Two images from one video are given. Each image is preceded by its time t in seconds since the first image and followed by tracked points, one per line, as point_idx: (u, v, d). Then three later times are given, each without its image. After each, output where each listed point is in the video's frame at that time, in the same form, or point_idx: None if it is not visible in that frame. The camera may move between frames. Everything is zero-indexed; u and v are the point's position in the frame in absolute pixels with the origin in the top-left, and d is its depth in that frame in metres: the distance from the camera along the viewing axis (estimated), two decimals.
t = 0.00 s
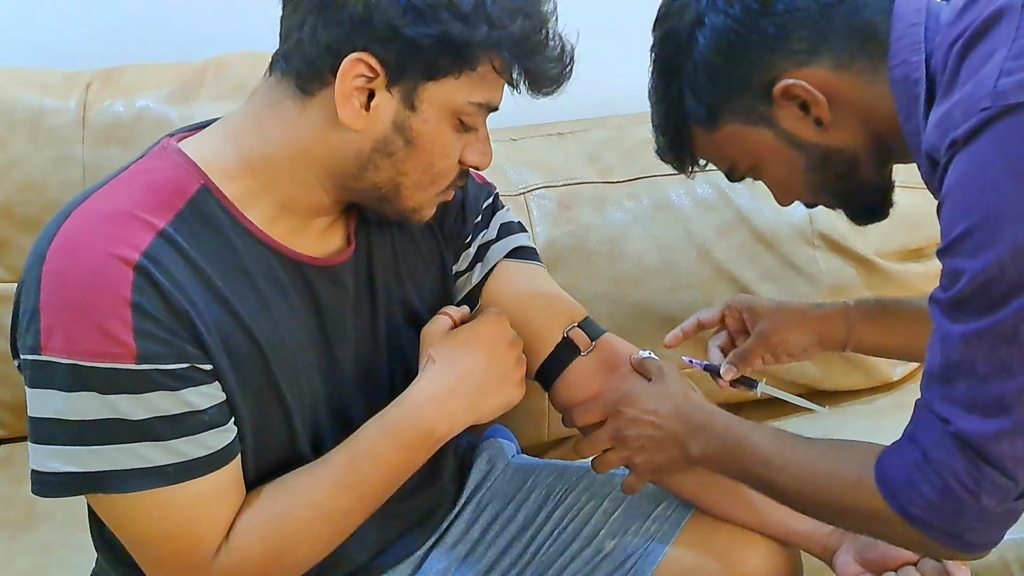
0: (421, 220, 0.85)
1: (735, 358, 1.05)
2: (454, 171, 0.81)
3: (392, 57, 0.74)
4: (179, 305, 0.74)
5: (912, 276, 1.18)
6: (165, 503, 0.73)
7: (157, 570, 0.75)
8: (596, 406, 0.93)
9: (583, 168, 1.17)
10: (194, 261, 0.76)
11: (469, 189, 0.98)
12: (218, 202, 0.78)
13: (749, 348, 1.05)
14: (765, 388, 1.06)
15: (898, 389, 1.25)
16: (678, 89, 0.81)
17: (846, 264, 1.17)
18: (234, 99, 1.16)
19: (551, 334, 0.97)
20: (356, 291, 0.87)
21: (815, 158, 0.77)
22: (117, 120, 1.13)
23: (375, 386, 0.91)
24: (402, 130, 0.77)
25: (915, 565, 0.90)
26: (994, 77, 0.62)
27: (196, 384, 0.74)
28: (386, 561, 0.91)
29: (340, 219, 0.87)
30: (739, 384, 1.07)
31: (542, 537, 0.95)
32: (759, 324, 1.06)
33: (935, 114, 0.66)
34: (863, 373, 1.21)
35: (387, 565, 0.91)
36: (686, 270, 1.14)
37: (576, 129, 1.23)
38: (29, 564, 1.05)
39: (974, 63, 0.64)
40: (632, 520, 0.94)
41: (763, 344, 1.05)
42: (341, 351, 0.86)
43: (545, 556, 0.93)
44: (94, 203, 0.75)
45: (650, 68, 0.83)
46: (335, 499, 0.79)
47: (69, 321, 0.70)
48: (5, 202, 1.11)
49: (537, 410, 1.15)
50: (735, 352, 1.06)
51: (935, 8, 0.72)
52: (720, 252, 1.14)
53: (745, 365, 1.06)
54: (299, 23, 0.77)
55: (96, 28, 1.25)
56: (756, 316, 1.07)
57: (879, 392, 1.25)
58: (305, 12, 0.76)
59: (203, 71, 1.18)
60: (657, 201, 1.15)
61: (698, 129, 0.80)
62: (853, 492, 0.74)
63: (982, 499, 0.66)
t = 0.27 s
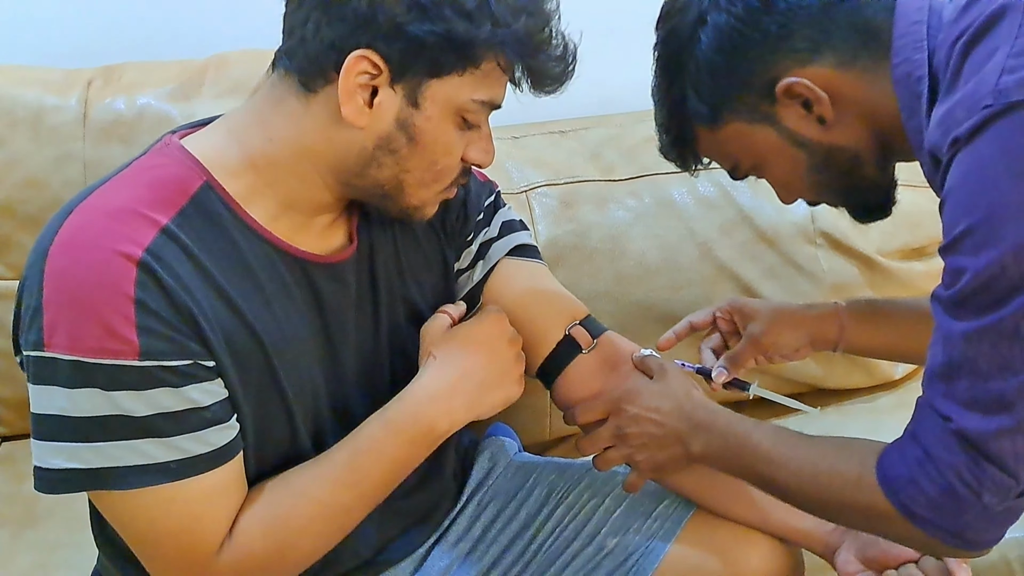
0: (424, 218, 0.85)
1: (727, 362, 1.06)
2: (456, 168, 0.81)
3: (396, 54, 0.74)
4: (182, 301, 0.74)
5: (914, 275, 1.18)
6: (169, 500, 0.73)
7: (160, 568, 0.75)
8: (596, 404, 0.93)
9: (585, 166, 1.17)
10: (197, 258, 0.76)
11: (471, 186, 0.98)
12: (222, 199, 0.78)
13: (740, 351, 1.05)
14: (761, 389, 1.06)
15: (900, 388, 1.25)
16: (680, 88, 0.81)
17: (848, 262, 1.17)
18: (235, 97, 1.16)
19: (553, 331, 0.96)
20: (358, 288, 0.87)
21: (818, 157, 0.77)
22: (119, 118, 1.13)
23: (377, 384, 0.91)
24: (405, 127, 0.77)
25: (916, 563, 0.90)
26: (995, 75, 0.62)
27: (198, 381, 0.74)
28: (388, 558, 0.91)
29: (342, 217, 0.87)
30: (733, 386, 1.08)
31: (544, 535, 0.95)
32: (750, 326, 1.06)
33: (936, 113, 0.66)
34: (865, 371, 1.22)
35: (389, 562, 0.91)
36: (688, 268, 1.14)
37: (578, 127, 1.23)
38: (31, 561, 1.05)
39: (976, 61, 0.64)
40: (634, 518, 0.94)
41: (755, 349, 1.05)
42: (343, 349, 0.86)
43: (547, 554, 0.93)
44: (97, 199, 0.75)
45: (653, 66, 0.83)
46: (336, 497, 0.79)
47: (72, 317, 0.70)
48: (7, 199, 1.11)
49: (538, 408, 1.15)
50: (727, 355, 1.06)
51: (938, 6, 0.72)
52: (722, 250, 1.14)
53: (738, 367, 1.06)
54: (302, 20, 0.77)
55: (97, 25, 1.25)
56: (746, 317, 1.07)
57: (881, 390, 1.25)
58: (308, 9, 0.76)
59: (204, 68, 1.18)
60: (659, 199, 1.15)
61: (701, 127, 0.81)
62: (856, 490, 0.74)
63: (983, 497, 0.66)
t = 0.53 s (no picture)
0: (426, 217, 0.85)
1: (726, 362, 1.05)
2: (457, 168, 0.81)
3: (398, 53, 0.74)
4: (184, 301, 0.74)
5: (916, 274, 1.18)
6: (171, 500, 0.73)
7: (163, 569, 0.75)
8: (598, 403, 0.93)
9: (586, 166, 1.17)
10: (199, 258, 0.76)
11: (473, 186, 0.98)
12: (224, 199, 0.78)
13: (739, 351, 1.05)
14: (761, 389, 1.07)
15: (902, 387, 1.25)
16: (682, 88, 0.81)
17: (850, 262, 1.17)
18: (238, 96, 1.16)
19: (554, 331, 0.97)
20: (360, 288, 0.87)
21: (821, 156, 0.77)
22: (121, 117, 1.13)
23: (379, 383, 0.91)
24: (407, 126, 0.77)
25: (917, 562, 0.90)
26: (998, 74, 0.62)
27: (200, 381, 0.74)
28: (389, 557, 0.91)
29: (344, 216, 0.87)
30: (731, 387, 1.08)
31: (545, 535, 0.95)
32: (747, 328, 1.06)
33: (940, 112, 0.66)
34: (867, 371, 1.22)
35: (390, 561, 0.91)
36: (690, 267, 1.14)
37: (579, 126, 1.23)
38: (33, 560, 1.05)
39: (979, 60, 0.64)
40: (635, 518, 0.94)
41: (753, 349, 1.05)
42: (345, 348, 0.86)
43: (548, 553, 0.93)
44: (99, 199, 0.75)
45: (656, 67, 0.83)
46: (337, 496, 0.80)
47: (75, 317, 0.71)
48: (9, 199, 1.11)
49: (540, 407, 1.15)
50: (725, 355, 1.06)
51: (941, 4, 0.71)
52: (723, 249, 1.14)
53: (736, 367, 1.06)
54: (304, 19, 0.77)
55: (99, 25, 1.25)
56: (744, 318, 1.07)
57: (883, 390, 1.25)
58: (311, 9, 0.76)
59: (206, 68, 1.18)
60: (660, 198, 1.15)
61: (704, 126, 0.81)
62: (857, 492, 0.74)
63: (984, 496, 0.66)
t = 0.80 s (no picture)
0: (426, 216, 0.85)
1: (779, 335, 1.06)
2: (458, 167, 0.81)
3: (399, 52, 0.74)
4: (184, 299, 0.74)
5: (917, 273, 1.18)
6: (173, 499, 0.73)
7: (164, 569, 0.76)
8: (598, 403, 0.93)
9: (587, 165, 1.17)
10: (199, 256, 0.76)
11: (473, 185, 0.98)
12: (225, 197, 0.78)
13: (796, 326, 1.05)
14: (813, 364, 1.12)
15: (904, 386, 1.25)
16: (688, 47, 0.81)
17: (850, 261, 1.17)
18: (239, 95, 1.16)
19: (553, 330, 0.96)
20: (360, 287, 0.87)
21: (825, 123, 0.77)
22: (122, 117, 1.13)
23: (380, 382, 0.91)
24: (408, 124, 0.77)
25: (918, 562, 0.89)
26: (1006, 53, 0.61)
27: (200, 380, 0.74)
28: (389, 557, 0.91)
29: (344, 216, 0.87)
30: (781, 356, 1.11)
31: (546, 534, 0.95)
32: (806, 305, 1.06)
33: (946, 90, 0.66)
34: (868, 370, 1.21)
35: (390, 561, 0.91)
36: (691, 266, 1.14)
37: (581, 125, 1.23)
38: (34, 559, 1.05)
39: (987, 38, 0.63)
40: (635, 518, 0.94)
41: (811, 327, 1.05)
42: (345, 347, 0.86)
43: (549, 553, 0.93)
44: (101, 198, 0.75)
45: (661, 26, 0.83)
46: (338, 496, 0.80)
47: (77, 315, 0.71)
48: (11, 198, 1.11)
49: (540, 406, 1.15)
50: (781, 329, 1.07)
51: None
52: (724, 249, 1.14)
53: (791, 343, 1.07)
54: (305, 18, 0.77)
55: (100, 24, 1.25)
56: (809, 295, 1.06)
57: (884, 388, 1.25)
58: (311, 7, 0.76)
59: (207, 67, 1.18)
60: (661, 197, 1.15)
61: (707, 87, 0.80)
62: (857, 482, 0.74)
63: (985, 479, 0.66)
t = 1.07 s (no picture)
0: (426, 211, 0.85)
1: (833, 281, 1.10)
2: (458, 162, 0.81)
3: (398, 45, 0.74)
4: (185, 284, 0.74)
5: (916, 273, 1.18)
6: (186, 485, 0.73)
7: (168, 552, 0.75)
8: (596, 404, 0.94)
9: (588, 163, 1.17)
10: (199, 244, 0.76)
11: (473, 183, 0.98)
12: (224, 186, 0.78)
13: (849, 273, 1.08)
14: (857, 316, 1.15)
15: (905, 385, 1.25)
16: None
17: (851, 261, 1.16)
18: (240, 93, 1.16)
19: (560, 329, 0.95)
20: (360, 282, 0.87)
21: (838, 61, 0.79)
22: (123, 114, 1.13)
23: (380, 379, 0.90)
24: (408, 118, 0.77)
25: (914, 561, 0.86)
26: None
27: (202, 361, 0.74)
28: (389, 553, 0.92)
29: (345, 212, 0.87)
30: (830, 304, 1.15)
31: (545, 533, 0.95)
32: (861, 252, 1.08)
33: (962, 52, 0.66)
34: (868, 369, 1.21)
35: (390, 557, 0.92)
36: (691, 265, 1.14)
37: (581, 124, 1.23)
38: (36, 555, 1.05)
39: None
40: (636, 517, 0.94)
41: (863, 273, 1.08)
42: (344, 342, 0.86)
43: (550, 550, 0.93)
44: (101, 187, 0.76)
45: None
46: (390, 502, 0.79)
47: (77, 300, 0.71)
48: (10, 195, 1.11)
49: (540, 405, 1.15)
50: (835, 274, 1.10)
51: None
52: (725, 248, 1.14)
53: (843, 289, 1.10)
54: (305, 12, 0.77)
55: (99, 21, 1.25)
56: (864, 242, 1.09)
57: (886, 388, 1.25)
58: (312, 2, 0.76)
59: (208, 64, 1.18)
60: (661, 196, 1.15)
61: (721, 18, 0.81)
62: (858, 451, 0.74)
63: (988, 444, 0.66)
